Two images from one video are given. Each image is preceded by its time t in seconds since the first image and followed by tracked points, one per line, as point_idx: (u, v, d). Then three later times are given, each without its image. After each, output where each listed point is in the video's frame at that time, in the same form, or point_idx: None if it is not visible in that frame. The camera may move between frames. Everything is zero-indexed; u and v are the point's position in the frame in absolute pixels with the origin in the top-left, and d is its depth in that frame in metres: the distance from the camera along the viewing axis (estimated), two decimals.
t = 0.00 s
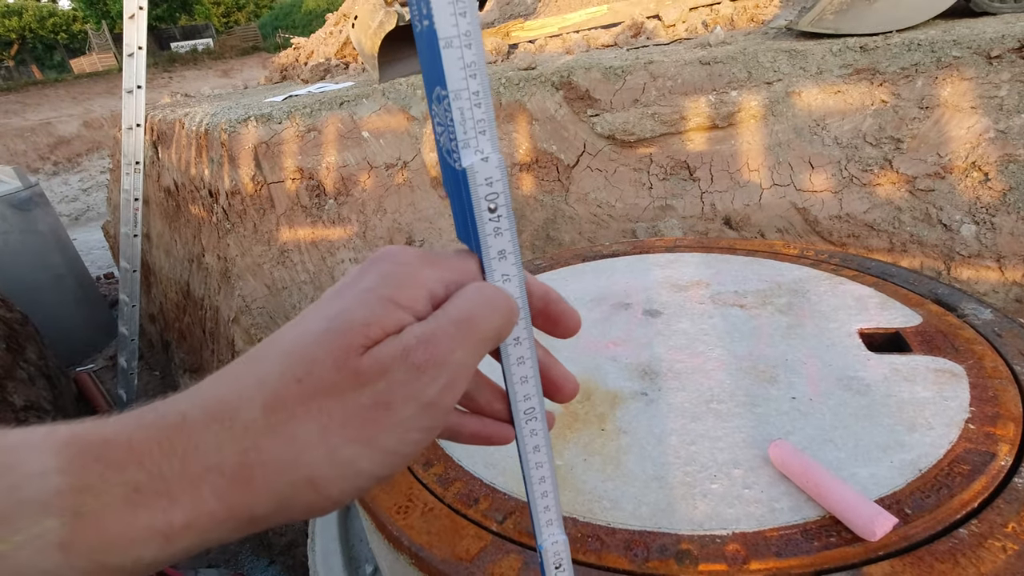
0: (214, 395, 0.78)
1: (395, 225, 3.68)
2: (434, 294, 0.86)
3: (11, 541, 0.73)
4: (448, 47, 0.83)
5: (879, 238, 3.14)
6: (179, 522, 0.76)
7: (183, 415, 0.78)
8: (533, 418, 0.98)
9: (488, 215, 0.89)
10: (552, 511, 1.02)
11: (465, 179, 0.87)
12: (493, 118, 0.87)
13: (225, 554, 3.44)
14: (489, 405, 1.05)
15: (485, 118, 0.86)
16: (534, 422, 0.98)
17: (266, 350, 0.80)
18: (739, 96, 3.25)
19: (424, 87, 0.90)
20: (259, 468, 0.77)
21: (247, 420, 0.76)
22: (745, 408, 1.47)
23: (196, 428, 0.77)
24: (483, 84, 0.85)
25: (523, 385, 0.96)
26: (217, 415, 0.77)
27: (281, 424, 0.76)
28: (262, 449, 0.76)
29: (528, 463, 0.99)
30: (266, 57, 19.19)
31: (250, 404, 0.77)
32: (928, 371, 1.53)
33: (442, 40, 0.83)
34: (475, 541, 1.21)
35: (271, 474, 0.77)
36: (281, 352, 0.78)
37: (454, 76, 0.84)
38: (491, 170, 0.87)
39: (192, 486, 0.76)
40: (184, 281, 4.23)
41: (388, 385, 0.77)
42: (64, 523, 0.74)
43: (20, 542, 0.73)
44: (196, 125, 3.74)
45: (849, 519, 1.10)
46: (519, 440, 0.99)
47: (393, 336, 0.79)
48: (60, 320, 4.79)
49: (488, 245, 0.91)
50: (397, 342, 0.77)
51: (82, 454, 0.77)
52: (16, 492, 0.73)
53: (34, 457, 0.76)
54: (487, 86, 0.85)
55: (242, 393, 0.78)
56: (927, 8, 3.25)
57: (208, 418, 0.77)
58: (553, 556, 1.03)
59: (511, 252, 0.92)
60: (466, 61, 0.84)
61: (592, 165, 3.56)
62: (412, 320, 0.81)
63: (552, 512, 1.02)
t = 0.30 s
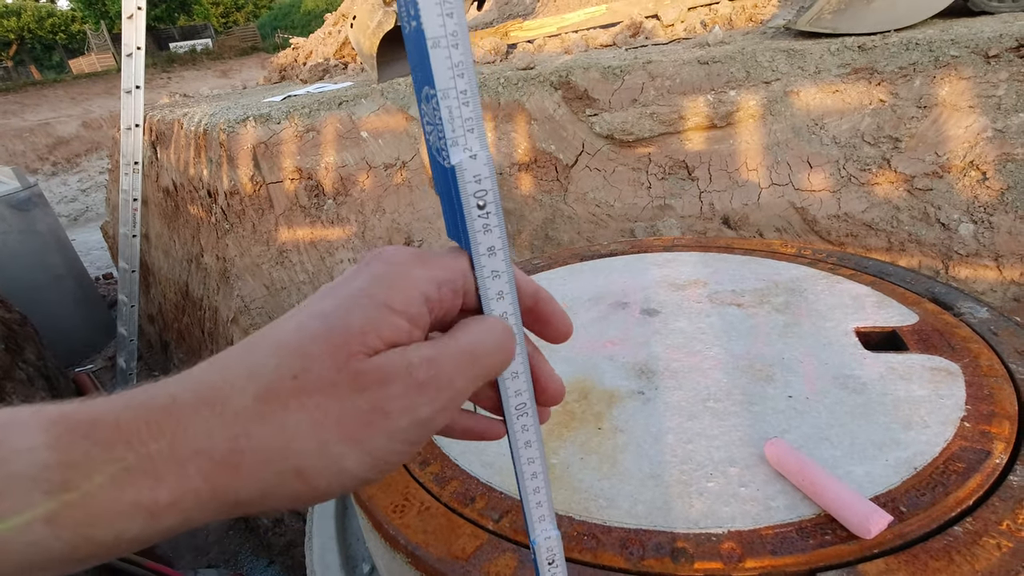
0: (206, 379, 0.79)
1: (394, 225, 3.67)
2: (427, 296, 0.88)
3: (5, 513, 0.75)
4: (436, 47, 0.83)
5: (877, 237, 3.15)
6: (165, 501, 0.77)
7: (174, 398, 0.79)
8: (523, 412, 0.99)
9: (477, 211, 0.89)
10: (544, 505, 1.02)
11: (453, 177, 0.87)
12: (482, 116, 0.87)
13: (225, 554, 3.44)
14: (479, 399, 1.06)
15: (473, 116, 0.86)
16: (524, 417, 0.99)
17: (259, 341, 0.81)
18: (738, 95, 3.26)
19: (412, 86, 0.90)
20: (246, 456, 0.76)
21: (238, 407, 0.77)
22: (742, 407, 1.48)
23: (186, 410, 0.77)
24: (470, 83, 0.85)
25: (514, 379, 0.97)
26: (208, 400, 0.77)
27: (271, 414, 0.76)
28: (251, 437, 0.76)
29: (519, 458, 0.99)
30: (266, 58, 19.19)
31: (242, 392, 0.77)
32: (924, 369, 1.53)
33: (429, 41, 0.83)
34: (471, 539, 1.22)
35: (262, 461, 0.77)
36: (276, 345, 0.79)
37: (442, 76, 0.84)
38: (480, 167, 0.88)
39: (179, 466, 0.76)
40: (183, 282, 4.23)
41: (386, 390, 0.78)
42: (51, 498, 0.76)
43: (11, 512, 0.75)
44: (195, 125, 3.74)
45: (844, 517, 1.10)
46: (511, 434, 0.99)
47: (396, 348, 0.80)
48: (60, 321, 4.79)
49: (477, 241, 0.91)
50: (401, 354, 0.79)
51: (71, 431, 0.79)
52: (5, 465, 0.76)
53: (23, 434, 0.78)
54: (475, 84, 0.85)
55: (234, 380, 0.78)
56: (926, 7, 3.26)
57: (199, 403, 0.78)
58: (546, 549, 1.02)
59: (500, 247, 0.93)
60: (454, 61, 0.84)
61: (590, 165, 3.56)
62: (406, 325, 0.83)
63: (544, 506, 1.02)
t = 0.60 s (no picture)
0: (216, 381, 0.78)
1: (393, 224, 3.67)
2: (439, 310, 0.86)
3: (7, 501, 0.74)
4: (444, 30, 0.83)
5: (877, 234, 3.14)
6: (168, 494, 0.76)
7: (182, 393, 0.78)
8: (528, 405, 1.00)
9: (483, 200, 0.90)
10: (546, 499, 1.02)
11: (460, 165, 0.87)
12: (489, 104, 0.87)
13: (225, 554, 3.44)
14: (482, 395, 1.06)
15: (480, 103, 0.86)
16: (528, 409, 1.00)
17: (270, 345, 0.80)
18: (736, 92, 3.25)
19: (417, 73, 0.90)
20: (251, 467, 0.77)
21: (247, 410, 0.77)
22: (740, 401, 1.47)
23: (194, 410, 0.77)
24: (478, 69, 0.85)
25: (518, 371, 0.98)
26: (217, 402, 0.77)
27: (279, 428, 0.77)
28: (258, 447, 0.77)
29: (522, 452, 1.01)
30: (265, 57, 19.22)
31: (253, 402, 0.77)
32: (923, 363, 1.53)
33: (438, 24, 0.83)
34: (470, 534, 1.21)
35: (267, 475, 0.78)
36: (289, 360, 0.78)
37: (449, 61, 0.84)
38: (487, 156, 0.88)
39: (184, 466, 0.76)
40: (182, 282, 4.23)
41: (397, 437, 0.80)
42: (58, 488, 0.75)
43: (12, 501, 0.74)
44: (194, 125, 3.73)
45: (843, 510, 1.10)
46: (514, 426, 1.00)
47: (411, 395, 0.81)
48: (59, 321, 4.79)
49: (484, 231, 0.91)
50: (418, 410, 0.81)
51: (78, 421, 0.78)
52: (10, 454, 0.75)
53: (31, 422, 0.78)
54: (482, 72, 0.85)
55: (244, 385, 0.78)
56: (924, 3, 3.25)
57: (208, 402, 0.77)
58: (547, 543, 1.02)
59: (506, 238, 0.93)
60: (461, 46, 0.84)
61: (589, 163, 3.56)
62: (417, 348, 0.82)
63: (547, 500, 1.02)
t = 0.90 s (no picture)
0: (214, 359, 0.79)
1: (393, 223, 3.66)
2: (436, 293, 0.87)
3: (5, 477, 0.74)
4: (440, 17, 0.82)
5: (878, 230, 3.14)
6: (164, 470, 0.76)
7: (179, 372, 0.79)
8: (527, 395, 0.98)
9: (482, 188, 0.88)
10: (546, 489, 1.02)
11: (457, 152, 0.86)
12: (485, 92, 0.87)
13: (228, 553, 3.45)
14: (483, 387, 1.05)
15: (477, 91, 0.86)
16: (528, 399, 0.98)
17: (267, 327, 0.81)
18: (736, 89, 3.25)
19: (415, 61, 0.90)
20: (246, 444, 0.77)
21: (243, 389, 0.77)
22: (741, 395, 1.47)
23: (191, 386, 0.77)
24: (474, 56, 0.85)
25: (517, 361, 0.97)
26: (214, 379, 0.77)
27: (275, 405, 0.77)
28: (253, 424, 0.77)
29: (522, 442, 0.99)
30: (264, 56, 19.18)
31: (249, 379, 0.77)
32: (924, 356, 1.53)
33: (434, 11, 0.82)
34: (470, 529, 1.21)
35: (263, 454, 0.78)
36: (286, 339, 0.78)
37: (447, 49, 0.83)
38: (484, 143, 0.87)
39: (180, 442, 0.76)
40: (182, 281, 4.23)
41: (392, 415, 0.79)
42: (53, 462, 0.75)
43: (11, 476, 0.74)
44: (193, 124, 3.73)
45: (843, 502, 1.10)
46: (514, 417, 0.99)
47: (407, 373, 0.81)
48: (60, 321, 4.78)
49: (482, 220, 0.89)
50: (413, 388, 0.81)
51: (75, 397, 0.78)
52: (8, 429, 0.75)
53: (28, 398, 0.77)
54: (479, 59, 0.85)
55: (242, 363, 0.78)
56: None
57: (204, 379, 0.77)
58: (547, 535, 1.01)
59: (505, 227, 0.91)
60: (458, 33, 0.84)
61: (589, 160, 3.56)
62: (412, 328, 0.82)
63: (547, 491, 1.01)
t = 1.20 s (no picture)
0: (220, 357, 0.79)
1: (394, 222, 3.67)
2: (438, 293, 0.87)
3: (16, 469, 0.74)
4: (441, 21, 0.83)
5: (878, 228, 3.13)
6: (173, 465, 0.77)
7: (186, 369, 0.79)
8: (529, 393, 0.98)
9: (482, 187, 0.88)
10: (548, 486, 1.02)
11: (458, 153, 0.86)
12: (486, 94, 0.87)
13: (229, 552, 3.45)
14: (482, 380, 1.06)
15: (477, 92, 0.86)
16: (529, 396, 0.99)
17: (271, 326, 0.81)
18: (736, 87, 3.24)
19: (417, 62, 0.90)
20: (253, 441, 0.77)
21: (250, 387, 0.77)
22: (743, 393, 1.48)
23: (199, 384, 0.77)
24: (475, 58, 0.85)
25: (519, 359, 0.97)
26: (221, 377, 0.78)
27: (281, 404, 0.77)
28: (259, 422, 0.77)
29: (523, 438, 0.99)
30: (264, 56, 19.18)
31: (255, 377, 0.77)
32: (925, 355, 1.53)
33: (435, 14, 0.82)
34: (473, 528, 1.22)
35: (268, 451, 0.79)
36: (291, 338, 0.79)
37: (447, 51, 0.84)
38: (485, 143, 0.87)
39: (188, 439, 0.76)
40: (184, 281, 4.24)
41: (393, 418, 0.80)
42: (65, 455, 0.75)
43: (24, 470, 0.74)
44: (193, 124, 3.73)
45: (845, 501, 1.10)
46: (515, 414, 0.99)
47: (409, 376, 0.82)
48: (62, 321, 4.80)
49: (483, 219, 0.90)
50: (415, 391, 0.81)
51: (86, 393, 0.78)
52: (18, 423, 0.75)
53: (38, 393, 0.78)
54: (479, 61, 0.85)
55: (248, 362, 0.78)
56: None
57: (211, 377, 0.78)
58: (550, 531, 1.02)
59: (505, 226, 0.91)
60: (459, 36, 0.84)
61: (590, 159, 3.56)
62: (414, 329, 0.83)
63: (548, 488, 1.02)
